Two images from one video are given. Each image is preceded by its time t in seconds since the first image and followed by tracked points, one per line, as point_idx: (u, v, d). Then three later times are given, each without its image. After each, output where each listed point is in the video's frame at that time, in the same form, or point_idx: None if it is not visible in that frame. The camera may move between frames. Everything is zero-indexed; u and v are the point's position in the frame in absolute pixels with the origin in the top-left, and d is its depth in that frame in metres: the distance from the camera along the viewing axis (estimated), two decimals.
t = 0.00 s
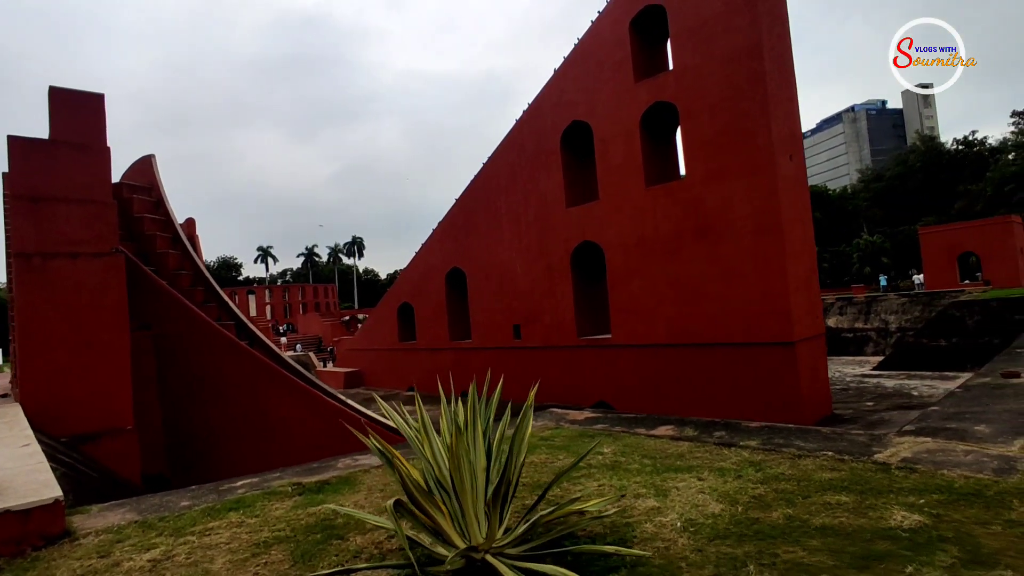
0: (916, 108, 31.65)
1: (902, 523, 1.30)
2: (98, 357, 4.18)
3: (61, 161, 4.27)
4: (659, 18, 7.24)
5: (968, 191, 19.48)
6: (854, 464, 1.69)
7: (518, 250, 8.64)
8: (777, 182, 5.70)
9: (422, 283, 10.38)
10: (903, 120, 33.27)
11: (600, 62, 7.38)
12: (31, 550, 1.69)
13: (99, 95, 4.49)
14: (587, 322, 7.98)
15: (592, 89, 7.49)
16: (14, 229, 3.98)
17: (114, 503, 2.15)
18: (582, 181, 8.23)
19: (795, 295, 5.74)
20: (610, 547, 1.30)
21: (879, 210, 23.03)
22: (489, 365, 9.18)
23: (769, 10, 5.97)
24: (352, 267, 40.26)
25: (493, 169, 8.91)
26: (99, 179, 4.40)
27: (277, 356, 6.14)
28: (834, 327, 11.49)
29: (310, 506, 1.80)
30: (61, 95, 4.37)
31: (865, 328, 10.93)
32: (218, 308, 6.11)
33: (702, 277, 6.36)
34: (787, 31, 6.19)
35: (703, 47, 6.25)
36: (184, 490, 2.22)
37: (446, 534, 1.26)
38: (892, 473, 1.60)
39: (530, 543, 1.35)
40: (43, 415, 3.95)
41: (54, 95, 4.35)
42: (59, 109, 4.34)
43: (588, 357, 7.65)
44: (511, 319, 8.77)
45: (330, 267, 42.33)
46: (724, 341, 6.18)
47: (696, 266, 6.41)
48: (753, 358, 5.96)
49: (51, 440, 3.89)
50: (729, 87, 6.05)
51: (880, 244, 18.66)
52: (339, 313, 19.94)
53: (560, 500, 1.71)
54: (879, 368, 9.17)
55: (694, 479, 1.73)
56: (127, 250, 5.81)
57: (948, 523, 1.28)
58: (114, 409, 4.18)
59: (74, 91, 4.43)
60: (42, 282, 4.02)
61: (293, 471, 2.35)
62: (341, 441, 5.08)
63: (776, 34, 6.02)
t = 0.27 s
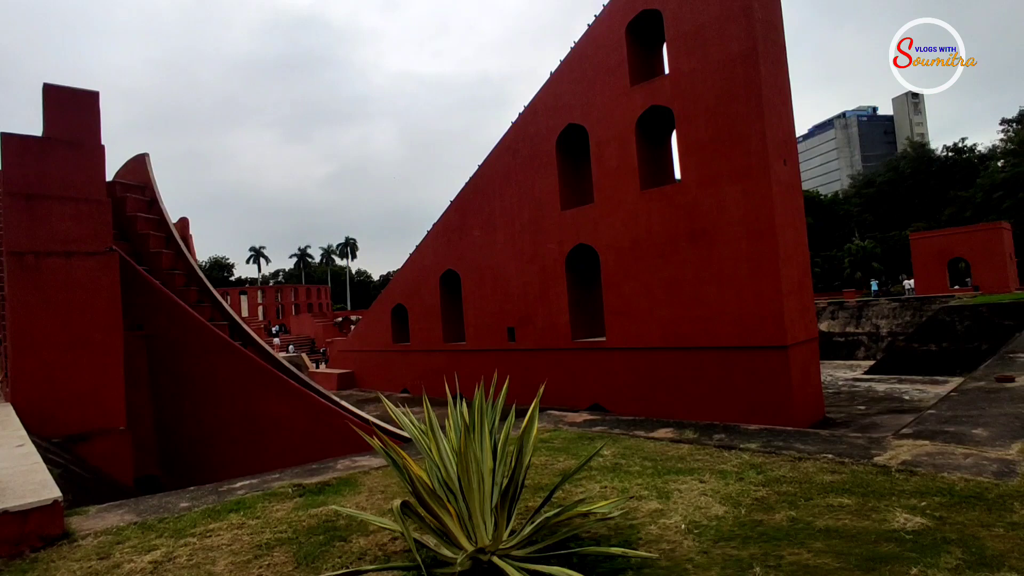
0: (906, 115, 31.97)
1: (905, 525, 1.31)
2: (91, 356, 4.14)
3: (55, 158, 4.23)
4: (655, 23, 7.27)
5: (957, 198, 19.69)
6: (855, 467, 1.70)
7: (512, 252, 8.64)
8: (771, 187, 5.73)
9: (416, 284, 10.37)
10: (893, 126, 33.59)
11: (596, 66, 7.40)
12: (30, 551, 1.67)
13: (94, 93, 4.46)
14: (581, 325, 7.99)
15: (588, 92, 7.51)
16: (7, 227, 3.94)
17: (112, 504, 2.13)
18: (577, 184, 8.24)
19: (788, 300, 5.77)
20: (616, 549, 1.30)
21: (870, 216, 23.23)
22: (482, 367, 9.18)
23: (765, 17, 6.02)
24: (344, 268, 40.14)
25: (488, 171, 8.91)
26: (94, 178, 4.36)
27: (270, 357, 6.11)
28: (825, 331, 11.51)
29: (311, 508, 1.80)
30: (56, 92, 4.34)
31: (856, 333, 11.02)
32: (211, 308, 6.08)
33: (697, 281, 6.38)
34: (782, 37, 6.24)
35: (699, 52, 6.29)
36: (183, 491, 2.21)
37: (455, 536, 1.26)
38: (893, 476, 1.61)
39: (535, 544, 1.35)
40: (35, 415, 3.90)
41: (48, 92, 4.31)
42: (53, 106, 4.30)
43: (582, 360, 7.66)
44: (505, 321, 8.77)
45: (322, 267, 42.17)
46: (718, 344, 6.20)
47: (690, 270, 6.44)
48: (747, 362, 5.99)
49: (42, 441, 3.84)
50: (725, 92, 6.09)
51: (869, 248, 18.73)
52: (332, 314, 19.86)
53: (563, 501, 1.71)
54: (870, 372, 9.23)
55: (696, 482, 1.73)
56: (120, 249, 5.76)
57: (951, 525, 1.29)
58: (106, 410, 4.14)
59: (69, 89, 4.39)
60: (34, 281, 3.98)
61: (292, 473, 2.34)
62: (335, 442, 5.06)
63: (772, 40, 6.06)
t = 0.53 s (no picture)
0: (898, 122, 32.25)
1: (910, 530, 1.32)
2: (85, 358, 4.10)
3: (50, 158, 4.20)
4: (652, 29, 7.31)
5: (949, 205, 19.85)
6: (856, 472, 1.71)
7: (507, 256, 8.64)
8: (767, 193, 5.77)
9: (411, 287, 10.34)
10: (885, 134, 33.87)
11: (593, 71, 7.43)
12: (30, 555, 1.65)
13: (90, 93, 4.43)
14: (577, 329, 8.00)
15: (584, 97, 7.54)
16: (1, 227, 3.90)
17: (110, 508, 2.11)
18: (573, 188, 8.26)
19: (783, 305, 5.80)
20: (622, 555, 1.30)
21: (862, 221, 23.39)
22: (477, 371, 9.16)
23: (761, 24, 6.06)
24: (338, 270, 40.01)
25: (485, 174, 8.91)
26: (89, 179, 4.34)
27: (265, 359, 6.08)
28: (818, 337, 11.58)
29: (313, 512, 1.79)
30: (52, 92, 4.30)
31: (849, 338, 11.08)
32: (206, 310, 6.04)
33: (692, 285, 6.40)
34: (778, 44, 6.28)
35: (695, 58, 6.32)
36: (182, 495, 2.19)
37: (462, 542, 1.27)
38: (895, 481, 1.62)
39: (542, 550, 1.35)
40: (28, 417, 3.85)
41: (44, 91, 4.28)
42: (49, 106, 4.26)
43: (577, 364, 7.66)
44: (500, 325, 8.76)
45: (316, 270, 42.02)
46: (713, 348, 6.22)
47: (686, 274, 6.45)
48: (742, 367, 6.01)
49: (35, 444, 3.79)
50: (721, 98, 6.12)
51: (862, 254, 19.03)
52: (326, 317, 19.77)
53: (566, 506, 1.72)
54: (862, 377, 9.27)
55: (699, 486, 1.74)
56: (114, 250, 5.72)
57: (955, 531, 1.30)
58: (100, 412, 4.11)
59: (65, 88, 4.36)
60: (29, 281, 3.94)
61: (292, 476, 2.33)
62: (330, 446, 5.04)
63: (768, 47, 6.11)
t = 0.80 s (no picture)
0: (891, 129, 32.49)
1: (917, 536, 1.32)
2: (80, 363, 4.07)
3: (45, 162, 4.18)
4: (648, 35, 7.36)
5: (941, 211, 20.00)
6: (861, 477, 1.72)
7: (504, 261, 8.64)
8: (763, 199, 5.80)
9: (408, 293, 10.33)
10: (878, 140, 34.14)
11: (590, 77, 7.46)
12: (29, 564, 1.63)
13: (87, 96, 4.41)
14: (573, 334, 8.00)
15: (581, 103, 7.57)
16: None
17: (110, 515, 2.09)
18: (570, 194, 8.28)
19: (780, 310, 5.82)
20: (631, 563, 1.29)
21: (856, 227, 23.53)
22: (472, 376, 9.14)
23: (757, 31, 6.10)
24: (333, 275, 39.92)
25: (482, 179, 8.92)
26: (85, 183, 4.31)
27: (261, 365, 6.04)
28: (814, 342, 11.66)
29: (317, 519, 1.78)
30: (48, 95, 4.28)
31: (844, 343, 11.12)
32: (202, 314, 6.00)
33: (689, 291, 6.41)
34: (773, 52, 6.32)
35: (692, 65, 6.36)
36: (183, 501, 2.18)
37: (472, 549, 1.26)
38: (899, 486, 1.62)
39: (550, 557, 1.34)
40: (22, 423, 3.80)
41: (40, 95, 4.26)
42: (45, 109, 4.24)
43: (574, 369, 7.65)
44: (496, 330, 8.75)
45: (310, 275, 41.91)
46: (710, 353, 6.23)
47: (683, 280, 6.46)
48: (738, 372, 6.02)
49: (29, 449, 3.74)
50: (717, 104, 6.16)
51: (855, 260, 19.18)
52: (321, 321, 19.71)
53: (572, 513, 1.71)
54: (857, 383, 9.31)
55: (704, 492, 1.73)
56: (110, 254, 5.69)
57: (962, 536, 1.30)
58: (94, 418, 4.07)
59: (62, 92, 4.34)
60: (23, 286, 3.91)
61: (294, 483, 2.32)
62: (326, 452, 5.01)
63: (763, 54, 6.15)
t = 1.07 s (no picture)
0: (885, 133, 32.69)
1: (928, 539, 1.32)
2: (77, 369, 4.04)
3: (42, 167, 4.15)
4: (645, 40, 7.38)
5: (936, 215, 20.10)
6: (868, 480, 1.71)
7: (502, 265, 8.63)
8: (761, 203, 5.82)
9: (405, 297, 10.31)
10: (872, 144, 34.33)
11: (587, 81, 7.48)
12: (31, 573, 1.61)
13: (84, 101, 4.39)
14: (572, 338, 7.99)
15: (579, 107, 7.58)
16: None
17: (113, 523, 2.08)
18: (568, 197, 8.28)
19: (778, 314, 5.83)
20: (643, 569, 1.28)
21: (852, 231, 23.63)
22: (470, 381, 9.12)
23: (753, 36, 6.13)
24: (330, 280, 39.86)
25: (479, 183, 8.92)
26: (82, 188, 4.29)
27: (259, 370, 6.02)
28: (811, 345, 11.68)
29: (322, 526, 1.77)
30: (45, 100, 4.26)
31: (841, 346, 11.14)
32: (199, 320, 5.97)
33: (688, 295, 6.42)
34: (770, 56, 6.35)
35: (689, 69, 6.38)
36: (185, 509, 2.17)
37: (484, 555, 1.26)
38: (907, 489, 1.62)
39: (560, 563, 1.34)
40: (19, 429, 3.76)
41: (37, 99, 4.24)
42: (42, 114, 4.22)
43: (572, 373, 7.64)
44: (494, 334, 8.73)
45: (306, 279, 41.83)
46: (709, 357, 6.23)
47: (681, 283, 6.47)
48: (737, 376, 6.02)
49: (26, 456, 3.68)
50: (714, 108, 6.18)
51: (850, 263, 19.43)
52: (317, 326, 19.66)
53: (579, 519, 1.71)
54: (855, 386, 9.33)
55: (711, 496, 1.73)
56: (107, 259, 5.66)
57: (973, 539, 1.30)
58: (91, 424, 4.04)
59: (59, 96, 4.32)
60: (19, 291, 3.88)
61: (297, 489, 2.31)
62: (325, 457, 4.98)
63: (760, 58, 6.18)
